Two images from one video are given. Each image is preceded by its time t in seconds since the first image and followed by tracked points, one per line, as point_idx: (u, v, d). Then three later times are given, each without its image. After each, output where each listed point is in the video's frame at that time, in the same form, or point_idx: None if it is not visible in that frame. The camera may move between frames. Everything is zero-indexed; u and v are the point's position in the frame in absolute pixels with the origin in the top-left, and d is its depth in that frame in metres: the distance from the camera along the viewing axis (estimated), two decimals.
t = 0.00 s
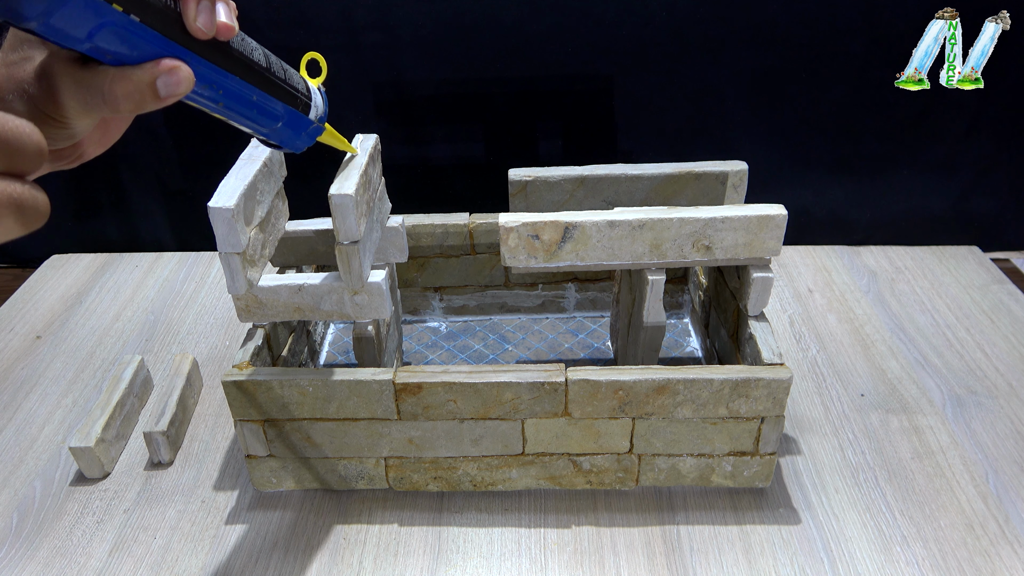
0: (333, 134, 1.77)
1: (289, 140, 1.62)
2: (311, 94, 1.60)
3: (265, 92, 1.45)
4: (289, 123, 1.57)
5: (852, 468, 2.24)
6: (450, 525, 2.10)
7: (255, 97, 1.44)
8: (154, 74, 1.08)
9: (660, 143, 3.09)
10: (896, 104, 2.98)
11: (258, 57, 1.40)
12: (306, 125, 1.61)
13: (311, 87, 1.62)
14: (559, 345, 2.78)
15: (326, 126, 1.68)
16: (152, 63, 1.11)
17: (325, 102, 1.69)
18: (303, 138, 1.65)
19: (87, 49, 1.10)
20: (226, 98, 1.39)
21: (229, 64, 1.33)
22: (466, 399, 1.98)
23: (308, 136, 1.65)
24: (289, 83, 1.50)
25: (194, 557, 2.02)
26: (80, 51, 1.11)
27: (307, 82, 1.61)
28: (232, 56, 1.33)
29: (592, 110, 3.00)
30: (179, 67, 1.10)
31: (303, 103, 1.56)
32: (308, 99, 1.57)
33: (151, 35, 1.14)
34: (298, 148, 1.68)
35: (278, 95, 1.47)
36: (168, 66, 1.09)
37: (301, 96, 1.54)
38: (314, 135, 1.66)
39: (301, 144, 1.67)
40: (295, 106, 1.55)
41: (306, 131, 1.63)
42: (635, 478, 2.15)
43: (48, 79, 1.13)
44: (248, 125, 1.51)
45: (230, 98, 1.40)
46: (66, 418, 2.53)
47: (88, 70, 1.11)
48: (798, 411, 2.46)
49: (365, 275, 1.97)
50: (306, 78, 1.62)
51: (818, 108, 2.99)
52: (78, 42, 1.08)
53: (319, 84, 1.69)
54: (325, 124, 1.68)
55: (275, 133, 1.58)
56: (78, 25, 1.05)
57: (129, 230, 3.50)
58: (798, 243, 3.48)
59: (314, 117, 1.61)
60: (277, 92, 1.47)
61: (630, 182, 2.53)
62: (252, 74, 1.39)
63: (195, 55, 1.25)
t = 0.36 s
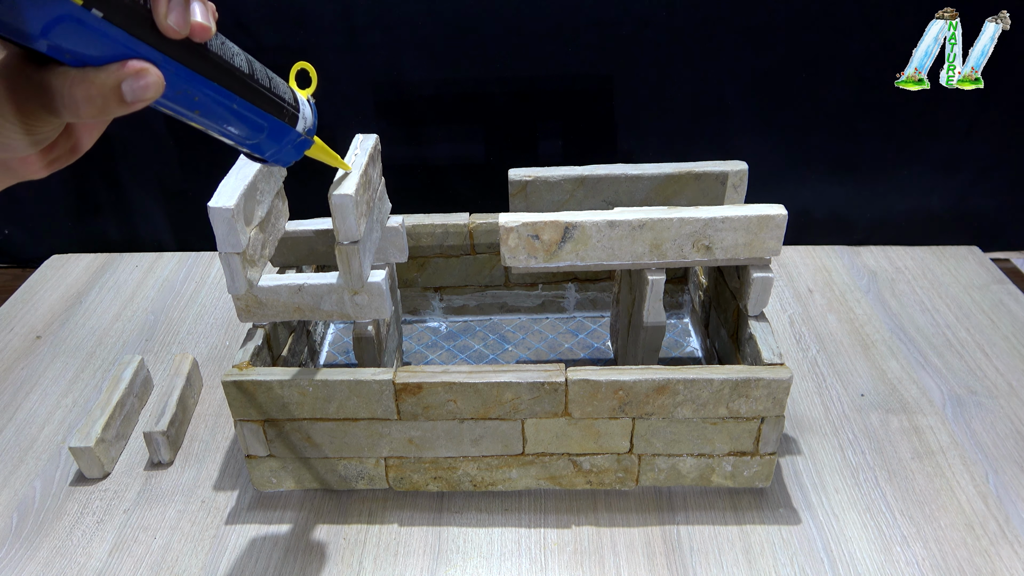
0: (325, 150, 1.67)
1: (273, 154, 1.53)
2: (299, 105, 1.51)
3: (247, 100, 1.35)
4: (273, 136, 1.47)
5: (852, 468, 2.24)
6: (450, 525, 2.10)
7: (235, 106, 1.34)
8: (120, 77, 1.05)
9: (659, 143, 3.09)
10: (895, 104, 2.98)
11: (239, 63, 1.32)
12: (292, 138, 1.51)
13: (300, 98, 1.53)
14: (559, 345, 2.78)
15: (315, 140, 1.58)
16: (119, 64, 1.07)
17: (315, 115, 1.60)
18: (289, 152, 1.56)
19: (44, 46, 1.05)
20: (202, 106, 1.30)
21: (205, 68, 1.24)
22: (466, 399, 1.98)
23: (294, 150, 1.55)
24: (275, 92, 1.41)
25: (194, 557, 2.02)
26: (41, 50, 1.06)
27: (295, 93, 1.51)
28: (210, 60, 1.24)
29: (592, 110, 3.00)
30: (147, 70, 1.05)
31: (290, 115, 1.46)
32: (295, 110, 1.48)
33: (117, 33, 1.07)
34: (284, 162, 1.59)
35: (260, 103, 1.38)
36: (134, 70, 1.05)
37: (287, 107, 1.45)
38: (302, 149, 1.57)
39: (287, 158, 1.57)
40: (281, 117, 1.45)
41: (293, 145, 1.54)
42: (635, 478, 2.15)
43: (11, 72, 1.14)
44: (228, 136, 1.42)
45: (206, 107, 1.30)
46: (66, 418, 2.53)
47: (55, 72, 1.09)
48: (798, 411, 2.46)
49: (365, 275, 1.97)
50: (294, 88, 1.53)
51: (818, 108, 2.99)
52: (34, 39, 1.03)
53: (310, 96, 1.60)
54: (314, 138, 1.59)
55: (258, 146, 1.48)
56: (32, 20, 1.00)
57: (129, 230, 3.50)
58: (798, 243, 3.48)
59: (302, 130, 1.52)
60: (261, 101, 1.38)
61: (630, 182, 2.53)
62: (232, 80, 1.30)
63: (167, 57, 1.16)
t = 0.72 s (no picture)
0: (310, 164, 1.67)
1: (250, 156, 1.51)
2: (279, 108, 1.51)
3: (219, 91, 1.34)
4: (249, 136, 1.46)
5: (852, 468, 2.24)
6: (450, 525, 2.10)
7: (207, 97, 1.33)
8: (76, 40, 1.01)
9: (659, 143, 3.09)
10: (895, 104, 2.98)
11: (212, 52, 1.31)
12: (270, 139, 1.51)
13: (283, 103, 1.54)
14: (559, 345, 2.78)
15: (295, 147, 1.58)
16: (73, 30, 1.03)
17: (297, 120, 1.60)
18: (266, 155, 1.55)
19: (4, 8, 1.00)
20: (170, 91, 1.28)
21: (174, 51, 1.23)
22: (466, 399, 1.98)
23: (273, 152, 1.55)
24: (252, 89, 1.41)
25: (194, 557, 2.02)
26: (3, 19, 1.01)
27: (275, 96, 1.52)
28: (181, 44, 1.23)
29: (592, 110, 3.00)
30: (102, 40, 1.01)
31: (267, 115, 1.46)
32: (273, 111, 1.48)
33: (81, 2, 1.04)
34: (262, 164, 1.57)
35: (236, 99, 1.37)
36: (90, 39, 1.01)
37: (264, 106, 1.45)
38: (281, 153, 1.56)
39: (263, 162, 1.56)
40: (258, 117, 1.45)
41: (271, 147, 1.53)
42: (635, 478, 2.15)
43: None
44: (201, 133, 1.40)
45: (173, 93, 1.29)
46: (66, 418, 2.53)
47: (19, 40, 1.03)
48: (799, 411, 2.46)
49: (365, 275, 1.97)
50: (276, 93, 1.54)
51: (818, 108, 2.99)
52: None
53: (292, 103, 1.61)
54: (295, 144, 1.59)
55: (231, 147, 1.46)
56: None
57: (129, 230, 3.49)
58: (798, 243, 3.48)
59: (281, 131, 1.52)
60: (234, 96, 1.37)
61: (630, 182, 2.53)
62: (204, 68, 1.30)
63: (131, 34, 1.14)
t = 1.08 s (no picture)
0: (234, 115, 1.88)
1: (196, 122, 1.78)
2: (216, 77, 1.77)
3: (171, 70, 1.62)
4: (195, 103, 1.73)
5: (852, 468, 2.24)
6: (450, 525, 2.10)
7: (161, 75, 1.61)
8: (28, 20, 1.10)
9: (659, 143, 3.09)
10: (895, 104, 2.98)
11: (162, 37, 1.59)
12: None
13: None
14: (559, 345, 2.78)
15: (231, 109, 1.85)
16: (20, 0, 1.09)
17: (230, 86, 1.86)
18: (211, 119, 1.81)
19: None
20: (133, 73, 1.56)
21: None
22: (466, 399, 1.98)
23: (216, 118, 1.81)
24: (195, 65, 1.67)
25: (194, 557, 2.02)
26: None
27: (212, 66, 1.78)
28: (137, 34, 1.52)
29: (592, 110, 3.00)
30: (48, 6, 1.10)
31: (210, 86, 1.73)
32: (213, 80, 1.74)
33: None
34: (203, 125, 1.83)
35: None
36: (75, 37, 1.31)
37: (207, 77, 1.71)
38: (222, 116, 1.82)
39: (207, 126, 1.82)
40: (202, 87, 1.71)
41: (213, 113, 1.79)
42: (635, 478, 2.15)
43: None
44: (155, 103, 1.68)
45: None
46: (66, 418, 2.53)
47: None
48: (799, 411, 2.46)
49: (365, 275, 1.98)
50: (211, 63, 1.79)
51: (818, 108, 2.99)
52: None
53: (225, 69, 1.86)
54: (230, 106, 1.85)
55: None
56: None
57: (129, 230, 3.49)
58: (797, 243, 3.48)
59: (220, 98, 1.78)
60: None
61: (630, 182, 2.53)
62: (157, 52, 1.58)
63: None
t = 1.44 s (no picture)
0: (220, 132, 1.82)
1: (175, 134, 1.73)
2: (198, 89, 1.71)
3: (151, 82, 1.57)
4: (176, 114, 1.67)
5: (852, 468, 2.24)
6: (450, 525, 2.10)
7: (139, 87, 1.56)
8: None
9: (659, 143, 3.09)
10: (895, 104, 2.98)
11: (141, 47, 1.53)
12: None
13: None
14: (559, 345, 2.78)
15: (215, 122, 1.79)
16: None
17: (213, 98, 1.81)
18: (192, 132, 1.75)
19: None
20: (109, 84, 1.51)
21: None
22: (466, 399, 1.98)
23: (197, 130, 1.75)
24: (176, 75, 1.62)
25: (194, 557, 2.02)
26: None
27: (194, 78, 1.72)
28: (116, 44, 1.47)
29: (592, 110, 2.99)
30: None
31: (191, 97, 1.68)
32: (195, 92, 1.69)
33: None
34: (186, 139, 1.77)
35: None
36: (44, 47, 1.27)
37: (188, 89, 1.66)
38: (204, 129, 1.77)
39: (188, 139, 1.77)
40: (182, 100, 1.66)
41: (195, 125, 1.74)
42: (635, 478, 2.15)
43: None
44: (134, 117, 1.62)
45: None
46: (66, 418, 2.53)
47: None
48: (798, 411, 2.46)
49: (365, 275, 1.98)
50: (194, 75, 1.74)
51: (818, 108, 2.99)
52: None
53: (208, 82, 1.81)
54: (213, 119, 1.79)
55: None
56: None
57: (129, 230, 3.49)
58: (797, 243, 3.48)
59: (202, 111, 1.73)
60: None
61: (630, 182, 2.53)
62: (136, 63, 1.52)
63: None
